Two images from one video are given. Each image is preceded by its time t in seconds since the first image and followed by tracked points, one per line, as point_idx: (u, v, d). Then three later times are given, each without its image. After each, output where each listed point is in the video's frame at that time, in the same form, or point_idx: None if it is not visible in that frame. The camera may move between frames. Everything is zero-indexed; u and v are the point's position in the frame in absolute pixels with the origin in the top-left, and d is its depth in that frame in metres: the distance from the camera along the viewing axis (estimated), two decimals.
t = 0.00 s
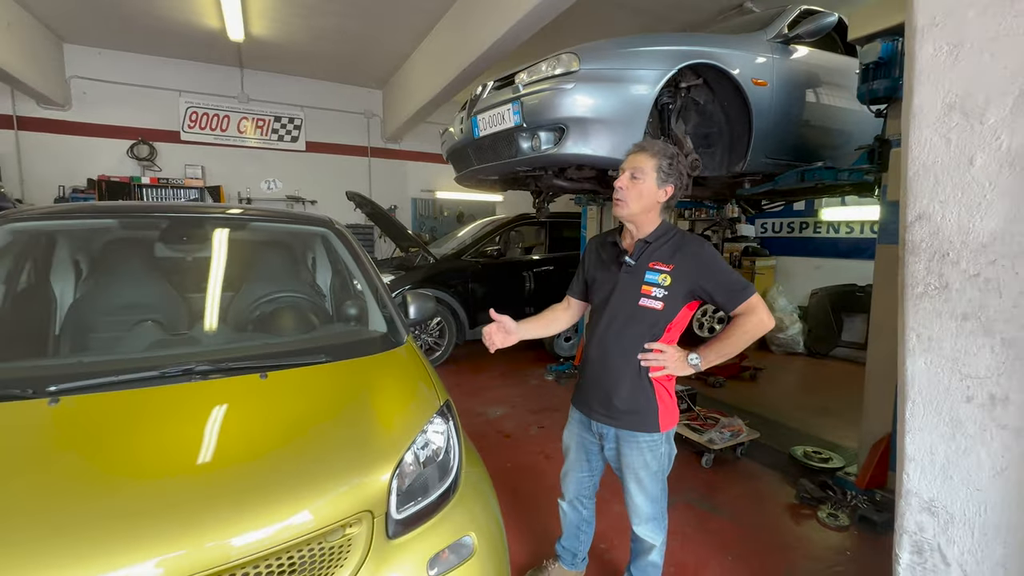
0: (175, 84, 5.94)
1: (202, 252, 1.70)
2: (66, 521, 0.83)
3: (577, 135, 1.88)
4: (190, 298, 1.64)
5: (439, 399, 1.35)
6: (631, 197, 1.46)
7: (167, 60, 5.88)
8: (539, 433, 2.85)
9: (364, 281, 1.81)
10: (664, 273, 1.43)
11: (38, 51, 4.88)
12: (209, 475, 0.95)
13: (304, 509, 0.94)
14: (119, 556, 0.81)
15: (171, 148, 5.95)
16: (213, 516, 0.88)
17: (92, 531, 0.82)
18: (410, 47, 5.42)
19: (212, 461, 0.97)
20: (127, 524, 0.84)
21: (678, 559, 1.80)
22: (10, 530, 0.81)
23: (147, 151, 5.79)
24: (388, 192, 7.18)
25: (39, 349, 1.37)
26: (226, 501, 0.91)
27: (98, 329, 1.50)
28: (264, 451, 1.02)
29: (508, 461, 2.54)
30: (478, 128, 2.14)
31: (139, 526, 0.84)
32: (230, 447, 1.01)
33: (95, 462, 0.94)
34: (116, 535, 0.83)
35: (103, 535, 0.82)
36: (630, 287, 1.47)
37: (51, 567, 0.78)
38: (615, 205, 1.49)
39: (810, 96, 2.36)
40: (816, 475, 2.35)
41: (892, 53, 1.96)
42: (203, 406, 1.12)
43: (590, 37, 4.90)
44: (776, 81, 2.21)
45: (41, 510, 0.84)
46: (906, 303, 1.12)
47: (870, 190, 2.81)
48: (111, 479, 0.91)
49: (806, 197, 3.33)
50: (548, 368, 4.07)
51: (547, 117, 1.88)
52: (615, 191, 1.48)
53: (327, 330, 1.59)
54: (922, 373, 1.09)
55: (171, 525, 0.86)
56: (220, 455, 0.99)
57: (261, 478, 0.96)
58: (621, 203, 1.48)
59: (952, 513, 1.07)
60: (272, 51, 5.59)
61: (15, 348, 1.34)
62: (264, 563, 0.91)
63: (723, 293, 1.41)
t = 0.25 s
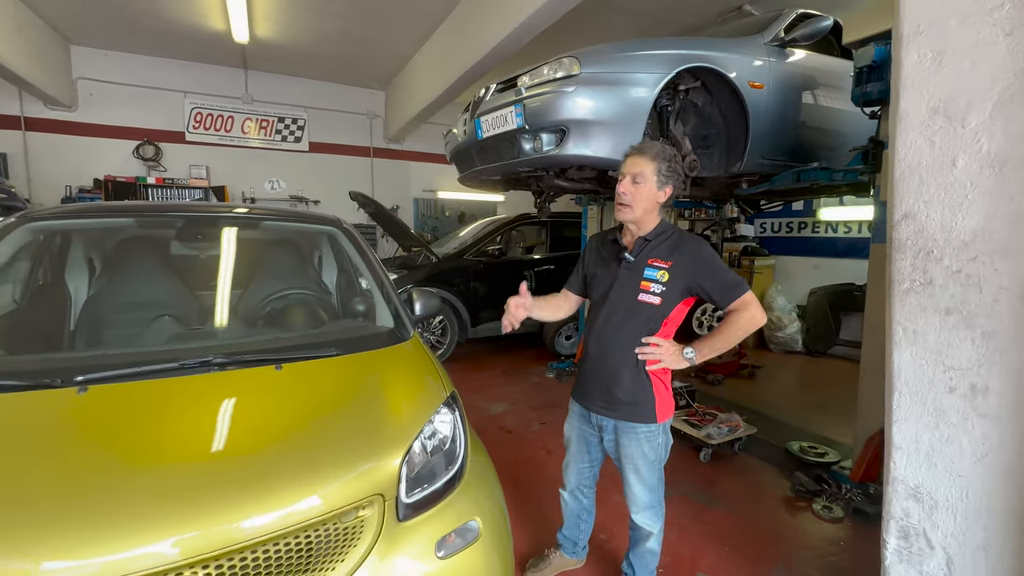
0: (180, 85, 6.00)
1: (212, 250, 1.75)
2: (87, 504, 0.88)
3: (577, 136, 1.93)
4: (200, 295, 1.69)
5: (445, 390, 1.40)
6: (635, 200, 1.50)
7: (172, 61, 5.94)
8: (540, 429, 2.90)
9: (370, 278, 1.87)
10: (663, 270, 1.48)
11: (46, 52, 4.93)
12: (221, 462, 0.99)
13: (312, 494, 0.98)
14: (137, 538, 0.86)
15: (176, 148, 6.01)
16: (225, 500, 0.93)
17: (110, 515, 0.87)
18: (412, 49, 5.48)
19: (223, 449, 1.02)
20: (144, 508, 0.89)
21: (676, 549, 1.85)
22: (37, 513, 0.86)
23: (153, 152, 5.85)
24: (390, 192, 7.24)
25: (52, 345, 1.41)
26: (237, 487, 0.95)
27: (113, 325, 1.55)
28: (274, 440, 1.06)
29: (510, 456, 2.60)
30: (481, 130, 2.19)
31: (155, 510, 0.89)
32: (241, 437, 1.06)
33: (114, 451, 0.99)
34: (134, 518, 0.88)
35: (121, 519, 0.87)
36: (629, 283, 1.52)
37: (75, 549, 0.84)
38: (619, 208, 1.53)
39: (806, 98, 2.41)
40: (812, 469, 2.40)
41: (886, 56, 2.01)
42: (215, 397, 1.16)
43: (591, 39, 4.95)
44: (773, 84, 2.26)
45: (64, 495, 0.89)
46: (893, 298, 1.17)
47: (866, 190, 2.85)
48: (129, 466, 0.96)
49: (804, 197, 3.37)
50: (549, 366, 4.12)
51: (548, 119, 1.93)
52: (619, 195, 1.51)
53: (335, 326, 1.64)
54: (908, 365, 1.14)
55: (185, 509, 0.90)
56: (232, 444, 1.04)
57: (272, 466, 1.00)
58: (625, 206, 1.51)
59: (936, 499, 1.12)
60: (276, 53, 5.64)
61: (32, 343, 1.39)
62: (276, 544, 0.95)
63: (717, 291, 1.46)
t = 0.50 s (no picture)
0: (184, 86, 6.05)
1: (219, 249, 1.80)
2: (104, 491, 0.93)
3: (577, 137, 1.97)
4: (208, 292, 1.72)
5: (449, 383, 1.45)
6: (645, 212, 1.51)
7: (175, 62, 5.98)
8: (541, 425, 2.95)
9: (374, 276, 1.91)
10: (672, 269, 1.53)
11: (51, 53, 4.98)
12: (231, 452, 1.03)
13: (319, 482, 1.03)
14: (153, 522, 0.90)
15: (180, 149, 6.06)
16: (236, 488, 0.97)
17: (126, 502, 0.92)
18: (414, 50, 5.52)
19: (233, 440, 1.06)
20: (158, 495, 0.93)
21: (674, 541, 1.89)
22: (56, 498, 0.90)
23: (157, 152, 5.90)
24: (392, 192, 7.28)
25: (65, 340, 1.45)
26: (247, 476, 0.99)
27: (124, 321, 1.60)
28: (281, 431, 1.10)
29: (511, 451, 2.64)
30: (483, 131, 2.24)
31: (169, 497, 0.94)
32: (250, 427, 1.10)
33: (127, 441, 1.03)
34: (148, 505, 0.92)
35: (137, 505, 0.92)
36: (639, 282, 1.56)
37: (94, 532, 0.88)
38: (630, 221, 1.53)
39: (803, 100, 2.45)
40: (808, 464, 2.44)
41: (880, 59, 2.05)
42: (225, 391, 1.21)
43: (591, 40, 4.99)
44: (770, 86, 2.30)
45: (83, 482, 0.93)
46: (883, 295, 1.21)
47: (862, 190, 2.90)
48: (142, 455, 1.00)
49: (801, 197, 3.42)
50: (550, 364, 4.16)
51: (549, 120, 1.97)
52: (629, 212, 1.50)
53: (341, 322, 1.68)
54: (897, 359, 1.19)
55: (197, 496, 0.95)
56: (241, 434, 1.08)
57: (280, 455, 1.05)
58: (636, 219, 1.52)
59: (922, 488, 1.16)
60: (279, 54, 5.69)
61: (48, 339, 1.44)
62: (286, 529, 0.99)
63: (723, 287, 1.52)
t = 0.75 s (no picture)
0: (185, 86, 6.06)
1: (221, 248, 1.81)
2: (107, 487, 0.93)
3: (577, 137, 1.98)
4: (210, 291, 1.73)
5: (450, 381, 1.46)
6: (656, 213, 1.48)
7: (176, 62, 5.99)
8: (541, 424, 2.95)
9: (375, 275, 1.92)
10: (688, 269, 1.52)
11: (53, 53, 4.99)
12: (234, 449, 1.05)
13: (321, 478, 1.04)
14: (159, 517, 0.92)
15: (181, 149, 6.08)
16: (238, 484, 0.98)
17: (130, 498, 0.93)
18: (414, 50, 5.53)
19: (235, 436, 1.07)
20: (162, 490, 0.95)
21: (674, 539, 1.89)
22: (60, 494, 0.91)
23: (158, 152, 5.91)
24: (392, 192, 7.29)
25: (69, 338, 1.46)
26: (250, 471, 1.00)
27: (126, 320, 1.61)
28: (283, 428, 1.11)
29: (512, 450, 2.65)
30: (483, 131, 2.25)
31: (173, 493, 0.95)
32: (252, 425, 1.11)
33: (130, 439, 1.04)
34: (151, 500, 0.93)
35: (140, 501, 0.93)
36: (657, 283, 1.53)
37: (99, 526, 0.89)
38: (641, 224, 1.50)
39: (803, 99, 2.46)
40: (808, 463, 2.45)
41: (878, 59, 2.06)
42: (227, 388, 1.22)
43: (591, 40, 5.00)
44: (769, 86, 2.31)
45: (88, 478, 0.94)
46: (880, 293, 1.22)
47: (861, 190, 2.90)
48: (145, 452, 1.01)
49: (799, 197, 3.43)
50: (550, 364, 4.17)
51: (549, 120, 1.98)
52: (639, 216, 1.48)
53: (342, 320, 1.69)
54: (894, 356, 1.20)
55: (200, 492, 0.96)
56: (244, 431, 1.09)
57: (283, 451, 1.06)
58: (647, 221, 1.49)
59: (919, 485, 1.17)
60: (280, 54, 5.70)
61: (50, 336, 1.45)
62: (288, 524, 1.00)
63: (733, 285, 1.55)
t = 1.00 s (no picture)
0: (185, 87, 6.07)
1: (220, 249, 1.82)
2: (106, 489, 0.94)
3: (574, 139, 1.99)
4: (208, 293, 1.75)
5: (446, 382, 1.47)
6: (658, 218, 1.44)
7: (176, 63, 6.01)
8: (539, 425, 2.96)
9: (373, 277, 1.93)
10: (690, 273, 1.51)
11: (54, 55, 5.01)
12: (231, 450, 1.06)
13: (318, 479, 1.05)
14: (158, 518, 0.93)
15: (181, 149, 6.09)
16: (237, 485, 0.99)
17: (128, 499, 0.93)
18: (413, 51, 5.54)
19: (233, 438, 1.08)
20: (160, 492, 0.95)
21: (670, 539, 1.90)
22: (59, 496, 0.92)
23: (158, 153, 5.93)
24: (392, 192, 7.31)
25: (68, 339, 1.47)
26: (248, 472, 1.01)
27: (124, 322, 1.62)
28: (280, 429, 1.12)
29: (510, 451, 2.65)
30: (481, 133, 2.26)
31: (172, 494, 0.96)
32: (249, 426, 1.12)
33: (128, 441, 1.05)
34: (149, 501, 0.94)
35: (138, 502, 0.93)
36: (661, 287, 1.51)
37: (97, 527, 0.90)
38: (643, 229, 1.47)
39: (800, 101, 2.47)
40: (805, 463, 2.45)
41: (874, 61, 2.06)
42: (224, 389, 1.23)
43: (590, 41, 5.00)
44: (765, 88, 2.32)
45: (87, 478, 0.95)
46: (873, 295, 1.23)
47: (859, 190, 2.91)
48: (143, 454, 1.02)
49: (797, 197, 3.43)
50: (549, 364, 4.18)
51: (547, 122, 1.99)
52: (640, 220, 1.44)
53: (339, 322, 1.69)
54: (886, 358, 1.21)
55: (197, 493, 0.96)
56: (241, 432, 1.10)
57: (280, 452, 1.07)
58: (649, 226, 1.45)
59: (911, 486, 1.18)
60: (279, 55, 5.72)
61: (50, 338, 1.46)
62: (285, 524, 1.01)
63: (731, 287, 1.56)
